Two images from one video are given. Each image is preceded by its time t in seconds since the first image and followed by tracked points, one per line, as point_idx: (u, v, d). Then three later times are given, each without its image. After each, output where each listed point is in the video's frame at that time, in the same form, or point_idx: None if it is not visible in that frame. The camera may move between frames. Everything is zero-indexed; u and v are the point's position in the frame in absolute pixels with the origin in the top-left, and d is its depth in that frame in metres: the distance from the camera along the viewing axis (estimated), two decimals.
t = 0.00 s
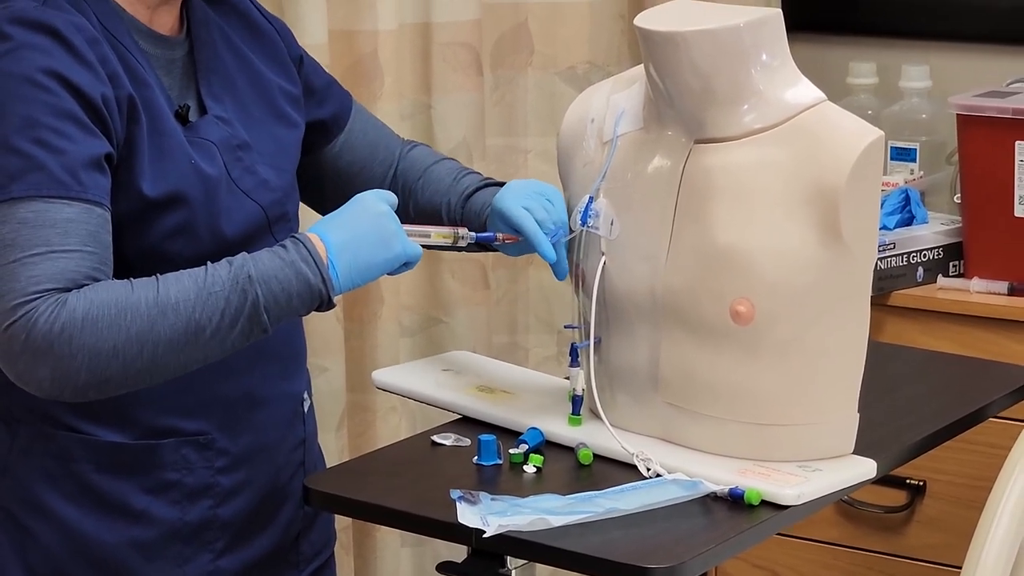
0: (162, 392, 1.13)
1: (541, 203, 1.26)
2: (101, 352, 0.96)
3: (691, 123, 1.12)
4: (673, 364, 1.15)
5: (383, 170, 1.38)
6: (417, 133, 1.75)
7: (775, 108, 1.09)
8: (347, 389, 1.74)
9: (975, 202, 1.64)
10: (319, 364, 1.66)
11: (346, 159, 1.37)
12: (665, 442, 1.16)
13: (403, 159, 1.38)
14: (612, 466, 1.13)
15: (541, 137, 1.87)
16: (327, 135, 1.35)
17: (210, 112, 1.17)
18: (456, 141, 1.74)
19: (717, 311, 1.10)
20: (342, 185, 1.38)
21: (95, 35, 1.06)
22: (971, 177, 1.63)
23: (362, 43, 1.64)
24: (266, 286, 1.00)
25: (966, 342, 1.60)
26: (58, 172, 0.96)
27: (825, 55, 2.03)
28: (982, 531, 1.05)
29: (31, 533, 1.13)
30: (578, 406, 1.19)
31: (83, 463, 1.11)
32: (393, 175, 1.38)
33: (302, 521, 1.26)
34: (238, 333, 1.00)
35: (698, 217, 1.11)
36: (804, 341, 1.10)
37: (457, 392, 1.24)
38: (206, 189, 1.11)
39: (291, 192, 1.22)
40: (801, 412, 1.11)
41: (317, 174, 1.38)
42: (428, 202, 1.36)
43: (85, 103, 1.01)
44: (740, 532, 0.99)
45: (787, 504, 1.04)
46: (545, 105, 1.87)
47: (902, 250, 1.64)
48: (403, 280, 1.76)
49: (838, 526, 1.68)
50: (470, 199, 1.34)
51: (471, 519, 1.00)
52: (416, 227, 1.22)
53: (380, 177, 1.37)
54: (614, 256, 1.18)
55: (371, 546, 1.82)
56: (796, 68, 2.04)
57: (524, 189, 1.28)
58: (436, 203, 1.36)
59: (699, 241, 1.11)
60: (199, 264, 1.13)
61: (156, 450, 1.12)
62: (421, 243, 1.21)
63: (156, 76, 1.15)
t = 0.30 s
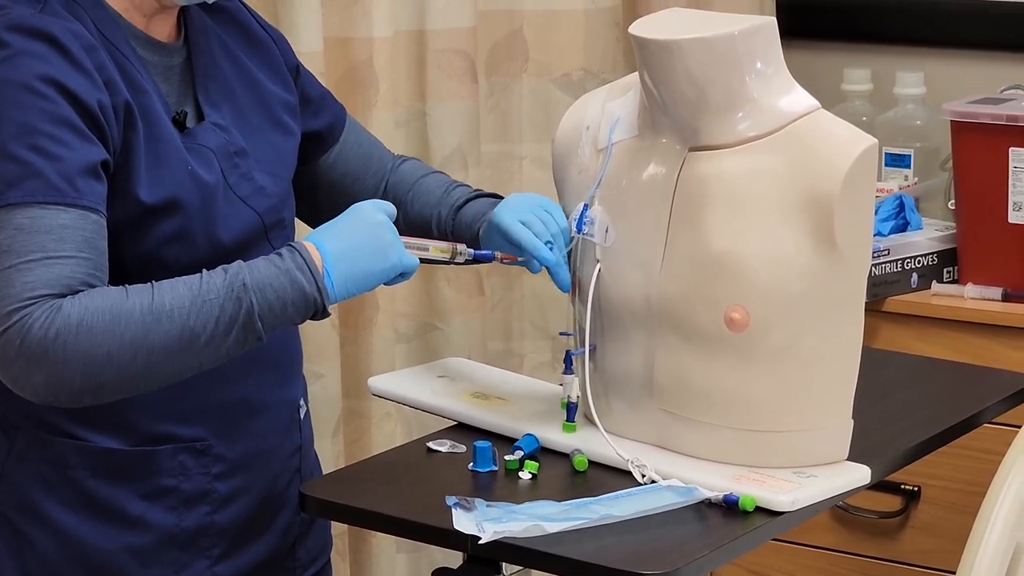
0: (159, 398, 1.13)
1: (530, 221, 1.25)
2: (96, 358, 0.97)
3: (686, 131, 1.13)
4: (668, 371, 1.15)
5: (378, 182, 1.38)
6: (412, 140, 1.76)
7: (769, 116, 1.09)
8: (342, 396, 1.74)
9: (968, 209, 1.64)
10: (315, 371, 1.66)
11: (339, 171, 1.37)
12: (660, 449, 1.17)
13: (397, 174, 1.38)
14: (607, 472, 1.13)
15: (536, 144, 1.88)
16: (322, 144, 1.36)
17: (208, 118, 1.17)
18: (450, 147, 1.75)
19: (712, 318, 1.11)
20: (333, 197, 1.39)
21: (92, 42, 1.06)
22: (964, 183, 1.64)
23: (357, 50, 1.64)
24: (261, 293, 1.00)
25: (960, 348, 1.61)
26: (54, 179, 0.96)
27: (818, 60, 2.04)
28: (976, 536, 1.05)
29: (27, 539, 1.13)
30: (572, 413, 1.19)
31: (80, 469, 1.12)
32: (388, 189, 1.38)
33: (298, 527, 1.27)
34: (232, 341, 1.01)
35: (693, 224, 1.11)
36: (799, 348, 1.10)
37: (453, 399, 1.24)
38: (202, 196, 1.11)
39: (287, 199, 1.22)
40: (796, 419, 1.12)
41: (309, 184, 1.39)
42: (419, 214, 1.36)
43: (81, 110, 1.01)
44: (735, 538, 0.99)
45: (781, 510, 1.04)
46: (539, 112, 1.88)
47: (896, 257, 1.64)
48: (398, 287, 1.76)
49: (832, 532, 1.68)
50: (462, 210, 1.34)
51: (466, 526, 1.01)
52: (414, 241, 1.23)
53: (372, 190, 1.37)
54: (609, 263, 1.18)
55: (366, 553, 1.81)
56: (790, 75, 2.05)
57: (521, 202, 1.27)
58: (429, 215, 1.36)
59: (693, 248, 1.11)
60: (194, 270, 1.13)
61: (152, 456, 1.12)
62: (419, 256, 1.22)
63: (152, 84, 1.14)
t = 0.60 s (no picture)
0: (153, 395, 1.13)
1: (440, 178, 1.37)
2: (80, 357, 0.97)
3: (680, 129, 1.13)
4: (661, 368, 1.15)
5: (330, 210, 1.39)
6: (407, 140, 1.77)
7: (762, 113, 1.10)
8: (338, 394, 1.74)
9: (962, 208, 1.65)
10: (310, 369, 1.67)
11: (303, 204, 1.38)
12: (654, 446, 1.17)
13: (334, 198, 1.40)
14: (601, 470, 1.14)
15: (531, 143, 1.89)
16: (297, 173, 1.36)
17: (211, 111, 1.18)
18: (446, 147, 1.75)
19: (705, 317, 1.11)
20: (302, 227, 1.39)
21: (90, 37, 1.06)
22: (958, 182, 1.64)
23: (352, 49, 1.65)
24: (248, 300, 1.01)
25: (953, 346, 1.61)
26: (47, 175, 0.97)
27: (813, 60, 2.04)
28: (968, 534, 1.04)
29: (22, 535, 1.14)
30: (566, 411, 1.20)
31: (74, 465, 1.12)
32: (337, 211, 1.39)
33: (293, 525, 1.27)
34: (217, 345, 1.01)
35: (686, 222, 1.12)
36: (792, 346, 1.11)
37: (447, 396, 1.25)
38: (203, 187, 1.12)
39: (287, 193, 1.23)
40: (788, 416, 1.12)
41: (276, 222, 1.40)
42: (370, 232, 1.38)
43: (76, 104, 1.01)
44: (728, 535, 1.00)
45: (774, 506, 1.04)
46: (535, 113, 1.89)
47: (890, 256, 1.65)
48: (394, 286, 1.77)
49: (826, 529, 1.69)
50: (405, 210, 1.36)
51: (460, 522, 1.01)
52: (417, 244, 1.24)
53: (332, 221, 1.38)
54: (603, 262, 1.18)
55: (361, 550, 1.82)
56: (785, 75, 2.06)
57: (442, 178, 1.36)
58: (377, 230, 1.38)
59: (687, 246, 1.12)
60: (191, 265, 1.13)
61: (145, 452, 1.13)
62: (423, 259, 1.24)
63: (155, 76, 1.15)
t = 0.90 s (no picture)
0: (149, 386, 1.14)
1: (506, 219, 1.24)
2: (74, 342, 0.98)
3: (677, 124, 1.13)
4: (658, 363, 1.16)
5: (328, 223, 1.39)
6: (405, 136, 1.77)
7: (759, 109, 1.10)
8: (335, 389, 1.74)
9: (959, 204, 1.65)
10: (307, 364, 1.67)
11: (300, 202, 1.38)
12: (651, 440, 1.17)
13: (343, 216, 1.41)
14: (598, 464, 1.14)
15: (528, 138, 1.89)
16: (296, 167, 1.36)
17: (211, 102, 1.19)
18: (443, 142, 1.76)
19: (703, 311, 1.11)
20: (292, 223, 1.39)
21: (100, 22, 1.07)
22: (955, 178, 1.65)
23: (349, 45, 1.65)
24: (244, 295, 1.02)
25: (951, 342, 1.61)
26: (57, 156, 0.98)
27: (811, 56, 2.05)
28: (965, 528, 1.04)
29: (20, 526, 1.14)
30: (563, 405, 1.20)
31: (73, 456, 1.12)
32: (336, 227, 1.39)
33: (284, 517, 1.28)
34: (211, 339, 1.03)
35: (684, 218, 1.12)
36: (789, 341, 1.11)
37: (443, 391, 1.25)
38: (205, 176, 1.12)
39: (283, 188, 1.23)
40: (784, 411, 1.12)
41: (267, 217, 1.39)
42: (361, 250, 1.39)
43: (88, 87, 1.02)
44: (726, 529, 1.00)
45: (771, 500, 1.05)
46: (532, 108, 1.89)
47: (887, 251, 1.65)
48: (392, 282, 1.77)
49: (824, 525, 1.69)
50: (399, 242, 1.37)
51: (458, 516, 1.01)
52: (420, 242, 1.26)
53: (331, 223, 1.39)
54: (600, 256, 1.19)
55: (359, 544, 1.82)
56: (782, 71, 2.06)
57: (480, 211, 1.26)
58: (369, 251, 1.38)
59: (685, 241, 1.12)
60: (193, 255, 1.14)
61: (145, 441, 1.13)
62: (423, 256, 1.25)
63: (159, 65, 1.15)
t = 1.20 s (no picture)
0: (135, 379, 1.15)
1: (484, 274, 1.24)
2: (68, 324, 0.99)
3: (676, 118, 1.13)
4: (656, 357, 1.16)
5: (350, 204, 1.38)
6: (403, 132, 1.77)
7: (757, 103, 1.10)
8: (333, 383, 1.75)
9: (957, 199, 1.65)
10: (305, 358, 1.67)
11: (318, 184, 1.37)
12: (650, 435, 1.17)
13: (367, 194, 1.40)
14: (595, 458, 1.14)
15: (527, 133, 1.90)
16: (306, 153, 1.35)
17: (202, 98, 1.19)
18: (440, 136, 1.76)
19: (702, 305, 1.11)
20: (310, 205, 1.38)
21: (89, 11, 1.08)
22: (954, 174, 1.65)
23: (347, 39, 1.65)
24: (239, 283, 1.02)
25: (949, 337, 1.61)
26: (47, 141, 0.99)
27: (810, 51, 2.05)
28: (963, 521, 1.04)
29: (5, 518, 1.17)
30: (561, 399, 1.20)
31: (57, 448, 1.14)
32: (359, 208, 1.38)
33: (275, 511, 1.28)
34: (207, 327, 1.02)
35: (681, 213, 1.12)
36: (785, 334, 1.11)
37: (442, 385, 1.25)
38: (190, 172, 1.13)
39: (275, 185, 1.23)
40: (780, 405, 1.12)
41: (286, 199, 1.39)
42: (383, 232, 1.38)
43: (76, 74, 1.04)
44: (724, 522, 1.00)
45: (769, 494, 1.05)
46: (530, 102, 1.90)
47: (885, 246, 1.65)
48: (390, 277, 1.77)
49: (821, 519, 1.69)
50: (421, 223, 1.36)
51: (456, 509, 1.02)
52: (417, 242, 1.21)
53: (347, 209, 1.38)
54: (598, 250, 1.19)
55: (358, 539, 1.82)
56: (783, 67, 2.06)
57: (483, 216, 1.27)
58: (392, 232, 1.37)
59: (683, 236, 1.12)
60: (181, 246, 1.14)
61: (129, 433, 1.14)
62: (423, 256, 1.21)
63: (150, 60, 1.16)
